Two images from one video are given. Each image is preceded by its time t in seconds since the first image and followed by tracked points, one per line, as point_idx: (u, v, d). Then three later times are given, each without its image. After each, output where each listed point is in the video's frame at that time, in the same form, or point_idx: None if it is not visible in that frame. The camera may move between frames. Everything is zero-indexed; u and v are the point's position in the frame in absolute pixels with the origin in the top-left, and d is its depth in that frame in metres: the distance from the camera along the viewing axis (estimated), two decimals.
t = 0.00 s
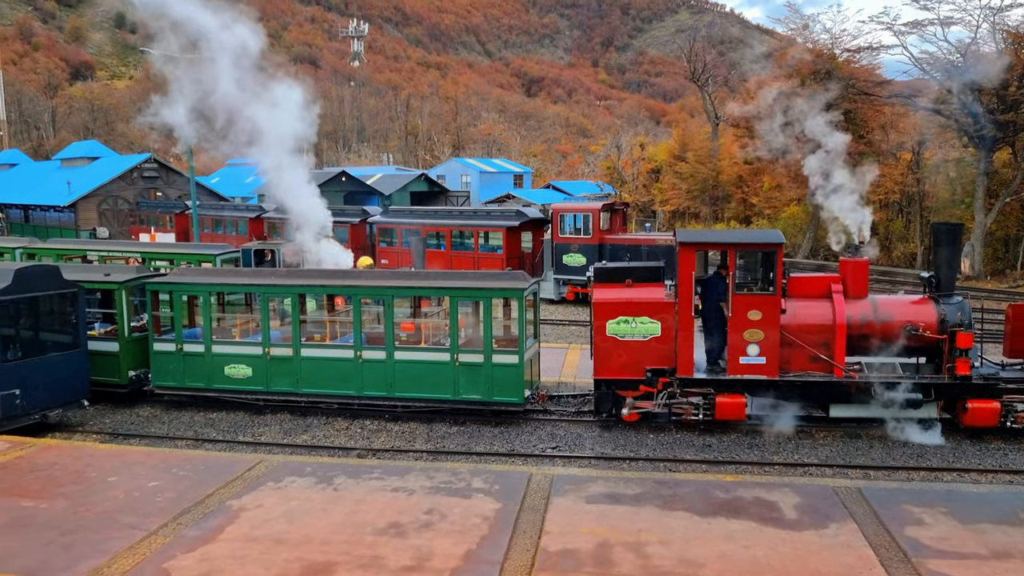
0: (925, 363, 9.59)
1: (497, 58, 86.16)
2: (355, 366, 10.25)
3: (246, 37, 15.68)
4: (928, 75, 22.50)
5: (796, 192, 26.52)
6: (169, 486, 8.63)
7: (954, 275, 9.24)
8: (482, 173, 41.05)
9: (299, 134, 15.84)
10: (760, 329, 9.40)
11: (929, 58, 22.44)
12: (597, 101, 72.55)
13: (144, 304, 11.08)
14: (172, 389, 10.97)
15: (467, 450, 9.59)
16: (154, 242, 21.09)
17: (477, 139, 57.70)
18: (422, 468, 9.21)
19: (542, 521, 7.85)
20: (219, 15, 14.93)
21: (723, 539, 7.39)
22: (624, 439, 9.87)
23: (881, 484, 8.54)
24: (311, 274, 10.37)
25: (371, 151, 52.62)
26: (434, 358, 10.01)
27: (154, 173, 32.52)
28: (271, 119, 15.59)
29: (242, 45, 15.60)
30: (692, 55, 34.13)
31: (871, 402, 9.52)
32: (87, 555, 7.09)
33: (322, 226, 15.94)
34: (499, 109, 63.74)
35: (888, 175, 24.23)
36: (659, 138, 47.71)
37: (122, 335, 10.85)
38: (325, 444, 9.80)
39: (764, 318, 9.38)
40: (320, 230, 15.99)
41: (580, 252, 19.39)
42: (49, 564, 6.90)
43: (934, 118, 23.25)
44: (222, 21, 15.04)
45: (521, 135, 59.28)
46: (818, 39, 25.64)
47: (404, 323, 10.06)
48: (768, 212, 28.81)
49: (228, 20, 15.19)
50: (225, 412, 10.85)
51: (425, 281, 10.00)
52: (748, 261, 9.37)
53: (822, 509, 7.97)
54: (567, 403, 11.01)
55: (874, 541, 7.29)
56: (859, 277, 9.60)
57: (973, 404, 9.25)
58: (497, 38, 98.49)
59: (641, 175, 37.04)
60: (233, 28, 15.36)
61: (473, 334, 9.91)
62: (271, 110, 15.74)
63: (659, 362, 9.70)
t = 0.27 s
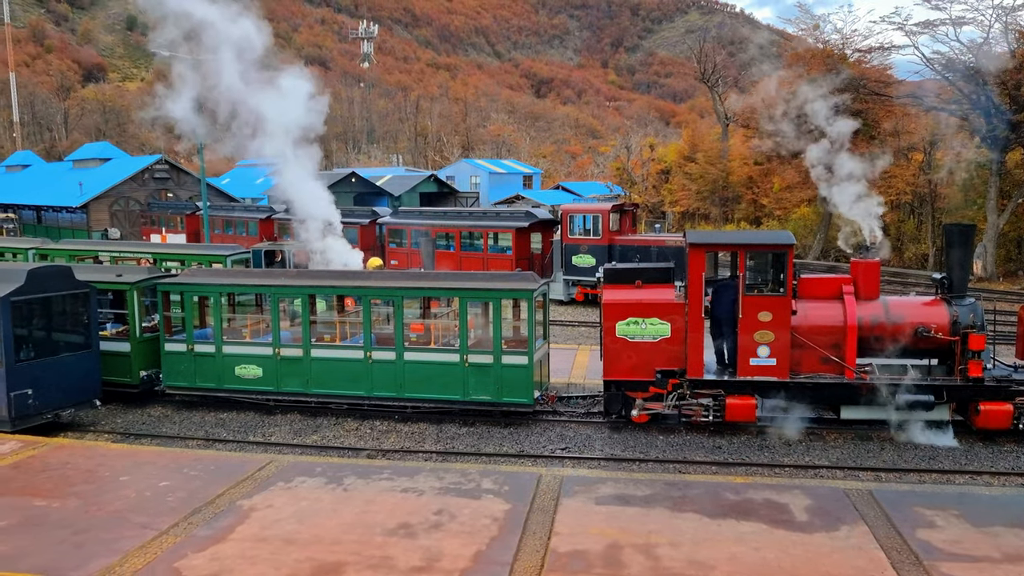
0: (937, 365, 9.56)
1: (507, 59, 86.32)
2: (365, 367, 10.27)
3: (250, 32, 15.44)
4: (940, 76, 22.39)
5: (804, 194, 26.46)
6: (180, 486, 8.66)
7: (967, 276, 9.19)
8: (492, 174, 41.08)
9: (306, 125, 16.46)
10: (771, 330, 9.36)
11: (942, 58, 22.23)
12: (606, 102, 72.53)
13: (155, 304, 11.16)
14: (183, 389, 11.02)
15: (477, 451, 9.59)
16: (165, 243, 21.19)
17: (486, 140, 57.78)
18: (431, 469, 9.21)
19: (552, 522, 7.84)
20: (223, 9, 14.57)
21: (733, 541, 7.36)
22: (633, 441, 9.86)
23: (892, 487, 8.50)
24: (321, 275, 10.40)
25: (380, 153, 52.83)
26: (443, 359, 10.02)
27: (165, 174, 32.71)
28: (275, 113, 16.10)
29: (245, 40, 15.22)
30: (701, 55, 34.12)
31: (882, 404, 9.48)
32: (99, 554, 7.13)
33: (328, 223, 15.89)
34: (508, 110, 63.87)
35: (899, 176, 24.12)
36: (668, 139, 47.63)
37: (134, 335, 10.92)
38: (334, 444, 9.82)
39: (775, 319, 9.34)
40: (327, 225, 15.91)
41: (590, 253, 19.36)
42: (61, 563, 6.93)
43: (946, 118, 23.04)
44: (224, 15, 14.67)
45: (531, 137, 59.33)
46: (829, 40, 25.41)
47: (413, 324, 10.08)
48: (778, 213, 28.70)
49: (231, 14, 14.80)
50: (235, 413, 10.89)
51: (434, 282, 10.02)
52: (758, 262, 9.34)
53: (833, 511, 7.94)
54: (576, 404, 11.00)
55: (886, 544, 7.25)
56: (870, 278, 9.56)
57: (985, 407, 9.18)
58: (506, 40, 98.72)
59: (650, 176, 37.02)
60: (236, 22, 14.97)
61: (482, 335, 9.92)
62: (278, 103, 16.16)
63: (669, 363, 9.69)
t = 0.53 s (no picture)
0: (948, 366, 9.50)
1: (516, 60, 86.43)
2: (374, 367, 10.30)
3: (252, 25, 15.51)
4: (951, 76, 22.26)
5: (813, 194, 26.66)
6: (190, 486, 8.70)
7: (978, 277, 9.14)
8: (500, 174, 41.10)
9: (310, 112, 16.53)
10: (780, 331, 9.34)
11: (953, 58, 22.04)
12: (615, 102, 72.48)
13: (165, 305, 11.24)
14: (193, 389, 11.08)
15: (485, 452, 9.60)
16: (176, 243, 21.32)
17: (495, 141, 57.83)
18: (440, 469, 9.22)
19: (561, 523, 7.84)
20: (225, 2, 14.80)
21: (743, 543, 7.33)
22: (642, 442, 9.85)
23: (903, 489, 8.46)
24: (330, 275, 10.43)
25: (389, 154, 53.03)
26: (452, 360, 10.04)
27: (175, 175, 32.81)
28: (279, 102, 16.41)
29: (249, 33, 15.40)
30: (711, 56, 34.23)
31: (892, 405, 9.44)
32: (110, 553, 7.17)
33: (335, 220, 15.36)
34: (517, 110, 63.99)
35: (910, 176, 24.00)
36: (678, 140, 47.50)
37: (145, 335, 10.98)
38: (343, 445, 9.84)
39: (784, 320, 9.31)
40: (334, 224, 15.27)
41: (598, 253, 19.35)
42: (73, 562, 6.97)
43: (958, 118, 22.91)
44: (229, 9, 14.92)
45: (539, 137, 59.36)
46: (839, 40, 25.34)
47: (422, 324, 10.09)
48: (788, 214, 28.61)
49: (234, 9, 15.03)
50: (245, 413, 10.94)
51: (443, 283, 10.03)
52: (768, 263, 9.32)
53: (843, 512, 7.90)
54: (585, 405, 11.00)
55: (896, 546, 7.21)
56: (881, 279, 9.52)
57: (997, 408, 9.11)
58: (516, 41, 99.09)
59: (659, 176, 36.98)
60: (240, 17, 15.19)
61: (491, 335, 9.92)
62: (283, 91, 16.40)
63: (678, 364, 9.67)
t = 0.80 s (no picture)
0: (960, 368, 9.47)
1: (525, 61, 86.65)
2: (384, 367, 10.32)
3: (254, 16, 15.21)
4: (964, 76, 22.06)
5: (825, 195, 26.69)
6: (201, 485, 8.74)
7: (991, 278, 9.08)
8: (510, 175, 41.12)
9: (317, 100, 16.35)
10: (791, 332, 9.31)
11: (966, 58, 21.88)
12: (625, 103, 72.40)
13: (177, 304, 11.31)
14: (204, 389, 11.14)
15: (495, 453, 9.60)
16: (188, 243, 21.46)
17: (505, 142, 57.97)
18: (450, 470, 9.23)
19: (570, 523, 7.83)
20: None
21: (753, 545, 7.31)
22: (652, 443, 9.84)
23: (914, 491, 8.42)
24: (341, 276, 10.46)
25: (399, 154, 53.32)
26: (462, 360, 10.05)
27: (187, 176, 32.73)
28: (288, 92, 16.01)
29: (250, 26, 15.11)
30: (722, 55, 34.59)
31: (903, 407, 9.40)
32: (122, 551, 7.21)
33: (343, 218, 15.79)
34: (527, 111, 64.13)
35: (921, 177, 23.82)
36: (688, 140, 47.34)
37: (156, 335, 11.05)
38: (354, 445, 9.88)
39: (795, 322, 9.28)
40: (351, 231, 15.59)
41: (609, 254, 19.35)
42: (85, 560, 7.01)
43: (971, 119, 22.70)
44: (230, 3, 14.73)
45: (549, 138, 59.40)
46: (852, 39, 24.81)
47: (432, 325, 10.11)
48: (799, 215, 28.49)
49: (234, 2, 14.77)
50: (256, 412, 10.98)
51: (453, 284, 10.04)
52: (779, 264, 9.30)
53: (855, 515, 7.87)
54: (595, 406, 11.00)
55: (908, 549, 7.18)
56: (893, 280, 9.47)
57: (1010, 411, 9.05)
58: (525, 41, 100.32)
59: (670, 177, 36.95)
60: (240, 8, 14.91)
61: (501, 336, 9.93)
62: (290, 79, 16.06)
63: (688, 365, 9.66)
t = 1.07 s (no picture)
0: (975, 370, 9.40)
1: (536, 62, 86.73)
2: (396, 367, 10.35)
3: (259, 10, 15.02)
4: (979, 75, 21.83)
5: (838, 196, 26.66)
6: (214, 484, 8.79)
7: (1006, 280, 9.02)
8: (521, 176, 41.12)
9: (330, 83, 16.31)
10: (804, 334, 9.27)
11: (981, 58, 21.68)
12: (637, 103, 72.24)
13: (190, 305, 11.39)
14: (217, 388, 11.21)
15: (507, 453, 9.61)
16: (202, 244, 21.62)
17: (517, 143, 58.03)
18: (462, 470, 9.24)
19: (582, 524, 7.82)
20: None
21: (766, 547, 7.27)
22: (664, 444, 9.83)
23: (929, 494, 8.36)
24: (352, 277, 10.49)
25: (411, 156, 53.51)
26: (474, 361, 10.06)
27: (200, 177, 33.19)
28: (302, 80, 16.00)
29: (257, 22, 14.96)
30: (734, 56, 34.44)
31: (917, 410, 9.35)
32: (136, 550, 7.25)
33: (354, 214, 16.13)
34: (539, 112, 64.19)
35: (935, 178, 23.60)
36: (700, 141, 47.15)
37: (170, 335, 11.12)
38: (366, 445, 9.90)
39: (808, 323, 9.25)
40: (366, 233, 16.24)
41: (620, 255, 19.32)
42: (100, 558, 7.06)
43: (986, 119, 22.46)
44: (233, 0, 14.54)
45: (561, 139, 59.35)
46: (865, 40, 24.68)
47: (444, 325, 10.13)
48: (812, 216, 28.32)
49: None
50: (268, 412, 11.03)
51: (464, 285, 10.05)
52: (792, 265, 9.27)
53: (868, 517, 7.82)
54: (607, 407, 11.00)
55: (922, 552, 7.13)
56: (907, 281, 9.41)
57: None
58: (536, 42, 100.53)
59: (681, 178, 36.85)
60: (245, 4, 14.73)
61: (512, 336, 9.93)
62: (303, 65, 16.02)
63: (701, 367, 9.64)
